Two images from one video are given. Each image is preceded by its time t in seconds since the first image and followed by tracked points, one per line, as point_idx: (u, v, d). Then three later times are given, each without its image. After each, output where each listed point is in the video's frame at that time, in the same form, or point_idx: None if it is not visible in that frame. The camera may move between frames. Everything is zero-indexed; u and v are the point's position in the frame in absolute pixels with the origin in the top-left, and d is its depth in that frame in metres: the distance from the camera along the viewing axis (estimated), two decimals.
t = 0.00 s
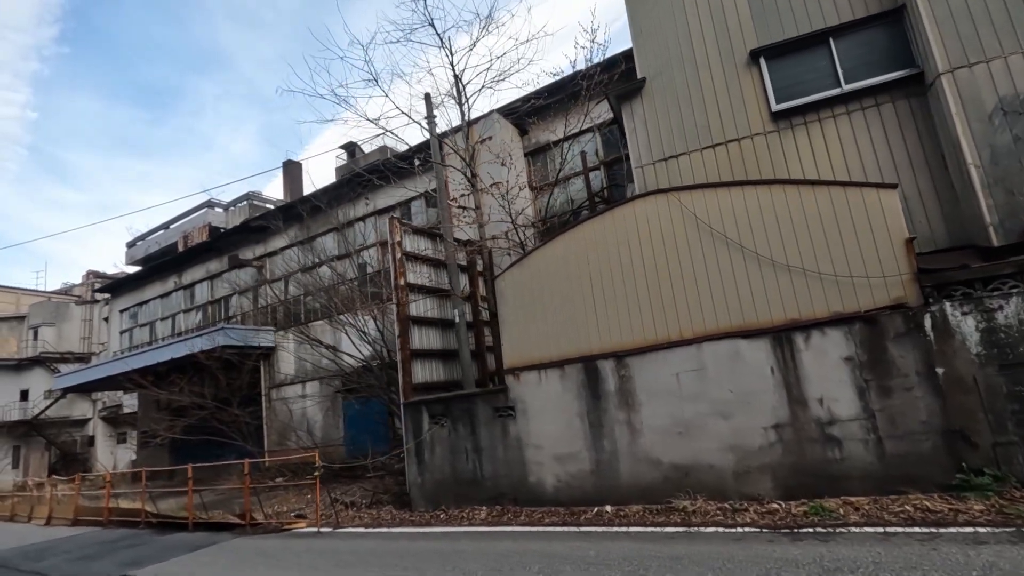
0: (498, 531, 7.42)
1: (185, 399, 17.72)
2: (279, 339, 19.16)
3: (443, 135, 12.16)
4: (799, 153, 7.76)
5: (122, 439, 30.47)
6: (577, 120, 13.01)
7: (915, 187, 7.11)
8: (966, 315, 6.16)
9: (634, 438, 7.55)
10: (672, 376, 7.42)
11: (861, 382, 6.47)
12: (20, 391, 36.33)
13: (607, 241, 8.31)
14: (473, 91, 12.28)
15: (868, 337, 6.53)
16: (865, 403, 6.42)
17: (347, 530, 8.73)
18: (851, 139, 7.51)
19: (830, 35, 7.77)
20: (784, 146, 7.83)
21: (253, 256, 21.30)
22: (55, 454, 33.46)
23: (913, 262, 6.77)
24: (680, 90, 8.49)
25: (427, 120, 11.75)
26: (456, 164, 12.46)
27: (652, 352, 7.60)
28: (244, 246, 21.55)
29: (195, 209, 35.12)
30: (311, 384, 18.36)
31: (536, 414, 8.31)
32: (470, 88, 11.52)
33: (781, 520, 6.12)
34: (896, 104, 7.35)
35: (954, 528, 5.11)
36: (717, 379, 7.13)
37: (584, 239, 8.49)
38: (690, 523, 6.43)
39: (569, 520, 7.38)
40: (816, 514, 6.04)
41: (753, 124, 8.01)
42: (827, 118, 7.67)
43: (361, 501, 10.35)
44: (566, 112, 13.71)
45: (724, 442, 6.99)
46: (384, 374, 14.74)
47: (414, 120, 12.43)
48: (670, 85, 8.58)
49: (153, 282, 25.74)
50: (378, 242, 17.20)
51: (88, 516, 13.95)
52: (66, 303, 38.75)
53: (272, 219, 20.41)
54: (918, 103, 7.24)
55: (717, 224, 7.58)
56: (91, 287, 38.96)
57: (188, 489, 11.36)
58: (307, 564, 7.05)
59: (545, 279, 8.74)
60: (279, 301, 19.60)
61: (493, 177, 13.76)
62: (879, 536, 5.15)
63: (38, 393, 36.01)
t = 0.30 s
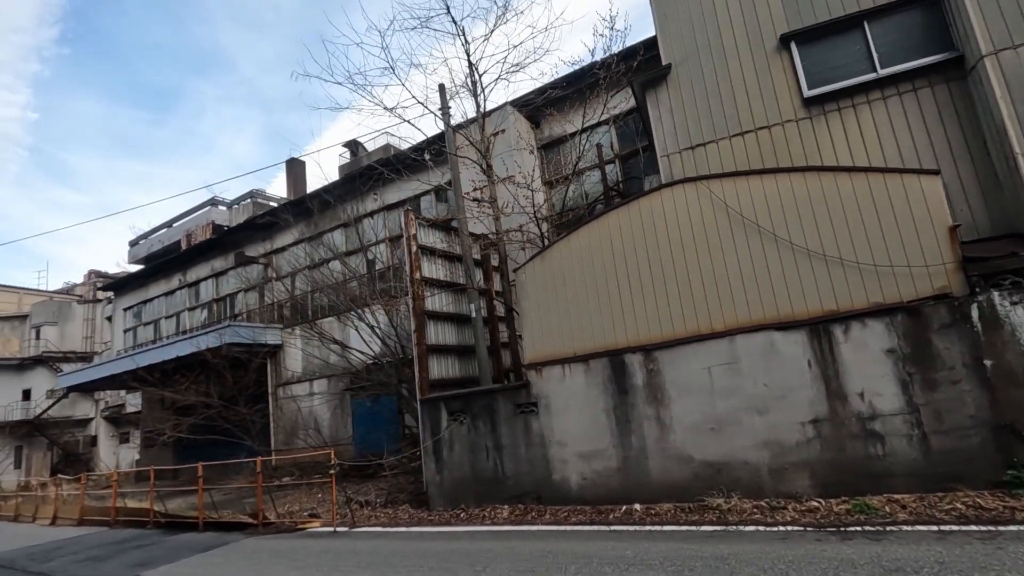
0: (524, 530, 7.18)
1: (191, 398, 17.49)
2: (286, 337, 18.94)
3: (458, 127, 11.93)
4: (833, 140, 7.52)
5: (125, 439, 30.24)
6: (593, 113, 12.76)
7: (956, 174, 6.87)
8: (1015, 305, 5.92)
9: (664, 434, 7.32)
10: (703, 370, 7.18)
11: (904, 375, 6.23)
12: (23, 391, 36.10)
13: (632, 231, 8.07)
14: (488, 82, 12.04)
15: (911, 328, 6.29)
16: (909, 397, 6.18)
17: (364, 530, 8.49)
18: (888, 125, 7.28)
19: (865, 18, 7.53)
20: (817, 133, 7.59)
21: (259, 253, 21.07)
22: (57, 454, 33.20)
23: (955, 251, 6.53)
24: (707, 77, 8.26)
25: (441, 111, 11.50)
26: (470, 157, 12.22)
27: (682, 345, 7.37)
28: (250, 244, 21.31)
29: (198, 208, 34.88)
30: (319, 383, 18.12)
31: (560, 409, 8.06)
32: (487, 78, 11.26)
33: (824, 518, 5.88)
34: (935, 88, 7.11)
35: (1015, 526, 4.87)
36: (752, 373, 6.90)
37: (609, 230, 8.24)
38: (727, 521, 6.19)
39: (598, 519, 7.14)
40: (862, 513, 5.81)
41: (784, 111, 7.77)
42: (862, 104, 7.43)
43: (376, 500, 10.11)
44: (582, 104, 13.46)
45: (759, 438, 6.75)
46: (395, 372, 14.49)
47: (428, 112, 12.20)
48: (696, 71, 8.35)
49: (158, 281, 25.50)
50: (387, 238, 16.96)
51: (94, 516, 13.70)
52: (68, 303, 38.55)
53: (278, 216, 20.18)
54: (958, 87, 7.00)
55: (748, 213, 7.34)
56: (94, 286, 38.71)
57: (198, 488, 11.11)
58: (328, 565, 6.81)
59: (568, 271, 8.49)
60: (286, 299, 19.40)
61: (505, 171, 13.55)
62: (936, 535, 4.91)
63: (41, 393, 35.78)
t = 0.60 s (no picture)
0: (554, 531, 6.99)
1: (201, 396, 17.32)
2: (296, 334, 18.80)
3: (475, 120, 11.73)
4: (870, 130, 7.30)
5: (131, 437, 30.10)
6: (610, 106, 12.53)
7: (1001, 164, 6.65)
8: None
9: (697, 433, 7.11)
10: (738, 368, 6.97)
11: (951, 372, 6.02)
12: (28, 389, 35.96)
13: (661, 224, 7.85)
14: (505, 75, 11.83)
15: (958, 324, 6.08)
16: (957, 395, 5.97)
17: (385, 531, 8.30)
18: (928, 114, 7.06)
19: (903, 5, 7.30)
20: (853, 123, 7.37)
21: (267, 250, 20.90)
22: (63, 452, 33.06)
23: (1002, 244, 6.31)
24: (738, 66, 8.04)
25: (459, 105, 11.30)
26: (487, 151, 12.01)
27: (715, 341, 7.16)
28: (259, 241, 21.15)
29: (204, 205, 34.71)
30: (329, 380, 17.95)
31: (587, 407, 7.87)
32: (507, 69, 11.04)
33: (871, 520, 5.67)
34: (978, 76, 6.88)
35: None
36: (789, 370, 6.69)
37: (638, 223, 8.02)
38: (768, 523, 6.00)
39: (629, 520, 6.95)
40: (911, 515, 5.60)
41: (819, 100, 7.55)
42: (900, 93, 7.21)
43: (394, 500, 9.93)
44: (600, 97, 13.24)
45: (798, 437, 6.54)
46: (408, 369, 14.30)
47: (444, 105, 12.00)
48: (726, 61, 8.13)
49: (165, 278, 25.33)
50: (399, 234, 16.79)
51: (105, 515, 13.54)
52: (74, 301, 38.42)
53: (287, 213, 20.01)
54: (1002, 75, 6.77)
55: (783, 205, 7.13)
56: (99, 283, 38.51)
57: (212, 487, 10.92)
58: (353, 567, 6.62)
59: (595, 266, 8.28)
60: (296, 296, 19.25)
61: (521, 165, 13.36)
62: (998, 538, 4.71)
63: (47, 391, 35.66)
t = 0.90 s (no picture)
0: (583, 528, 6.75)
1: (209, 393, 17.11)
2: (305, 329, 18.62)
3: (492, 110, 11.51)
4: (910, 113, 7.05)
5: (135, 435, 29.90)
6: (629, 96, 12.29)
7: None
8: None
9: (731, 426, 6.87)
10: (774, 359, 6.74)
11: (1001, 362, 5.79)
12: (33, 387, 35.77)
13: (691, 211, 7.60)
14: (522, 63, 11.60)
15: (1008, 312, 5.84)
16: (1008, 386, 5.73)
17: (405, 528, 8.08)
18: (970, 96, 6.82)
19: None
20: (891, 106, 7.13)
21: (274, 245, 20.69)
22: (67, 450, 32.87)
23: None
24: (769, 49, 7.81)
25: (475, 93, 11.06)
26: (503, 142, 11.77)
27: (749, 332, 6.93)
28: (266, 236, 20.93)
29: (208, 202, 34.51)
30: (338, 376, 17.75)
31: (614, 401, 7.64)
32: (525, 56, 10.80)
33: (922, 516, 5.43)
34: None
35: None
36: (829, 361, 6.45)
37: (667, 210, 7.77)
38: (811, 520, 5.76)
39: (662, 517, 6.71)
40: (964, 510, 5.36)
41: (855, 83, 7.31)
42: (941, 75, 6.96)
43: (411, 497, 9.71)
44: (617, 88, 13.02)
45: (839, 430, 6.30)
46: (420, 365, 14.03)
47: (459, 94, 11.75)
48: (757, 43, 7.90)
49: (171, 274, 25.13)
50: (407, 229, 16.56)
51: (114, 513, 13.34)
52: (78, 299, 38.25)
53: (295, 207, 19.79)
54: None
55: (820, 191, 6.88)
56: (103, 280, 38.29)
57: (224, 483, 10.71)
58: (377, 564, 6.39)
59: (621, 255, 8.03)
60: (304, 292, 19.07)
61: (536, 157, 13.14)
62: None
63: (51, 389, 35.48)
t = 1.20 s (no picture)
0: (617, 527, 6.49)
1: (217, 390, 16.87)
2: (314, 326, 18.43)
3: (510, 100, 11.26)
4: (954, 96, 6.78)
5: (140, 434, 29.65)
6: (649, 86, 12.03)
7: None
8: None
9: (769, 422, 6.61)
10: (815, 352, 6.48)
11: None
12: (37, 386, 35.53)
13: (724, 199, 7.33)
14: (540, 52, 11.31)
15: None
16: None
17: (427, 528, 7.84)
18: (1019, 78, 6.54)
19: None
20: (935, 89, 6.86)
21: (282, 241, 20.46)
22: (72, 449, 32.66)
23: None
24: (805, 32, 7.55)
25: (493, 83, 10.79)
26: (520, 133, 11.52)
27: (788, 324, 6.67)
28: (273, 232, 20.70)
29: (213, 200, 34.31)
30: (347, 374, 17.51)
31: (645, 395, 7.39)
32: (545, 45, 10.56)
33: (982, 515, 5.17)
34: None
35: None
36: (874, 353, 6.20)
37: (700, 199, 7.50)
38: (861, 519, 5.50)
39: (699, 516, 6.46)
40: None
41: (897, 66, 7.04)
42: (988, 56, 6.70)
43: (429, 496, 9.47)
44: (635, 79, 12.80)
45: (886, 426, 6.04)
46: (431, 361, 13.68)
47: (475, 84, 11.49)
48: (792, 26, 7.64)
49: (177, 272, 24.91)
50: (420, 223, 15.92)
51: (123, 512, 13.10)
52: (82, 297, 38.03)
53: (303, 203, 19.56)
54: None
55: (862, 177, 6.61)
56: (107, 279, 38.06)
57: (238, 481, 10.48)
58: (404, 565, 6.14)
59: (651, 245, 7.77)
60: (313, 288, 18.87)
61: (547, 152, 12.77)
62: None
63: (55, 388, 35.25)
